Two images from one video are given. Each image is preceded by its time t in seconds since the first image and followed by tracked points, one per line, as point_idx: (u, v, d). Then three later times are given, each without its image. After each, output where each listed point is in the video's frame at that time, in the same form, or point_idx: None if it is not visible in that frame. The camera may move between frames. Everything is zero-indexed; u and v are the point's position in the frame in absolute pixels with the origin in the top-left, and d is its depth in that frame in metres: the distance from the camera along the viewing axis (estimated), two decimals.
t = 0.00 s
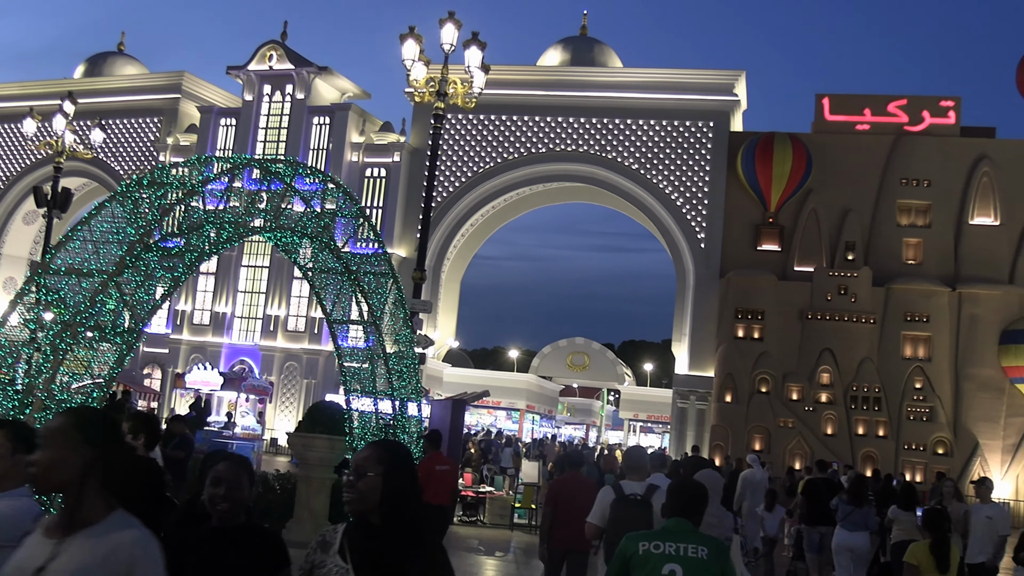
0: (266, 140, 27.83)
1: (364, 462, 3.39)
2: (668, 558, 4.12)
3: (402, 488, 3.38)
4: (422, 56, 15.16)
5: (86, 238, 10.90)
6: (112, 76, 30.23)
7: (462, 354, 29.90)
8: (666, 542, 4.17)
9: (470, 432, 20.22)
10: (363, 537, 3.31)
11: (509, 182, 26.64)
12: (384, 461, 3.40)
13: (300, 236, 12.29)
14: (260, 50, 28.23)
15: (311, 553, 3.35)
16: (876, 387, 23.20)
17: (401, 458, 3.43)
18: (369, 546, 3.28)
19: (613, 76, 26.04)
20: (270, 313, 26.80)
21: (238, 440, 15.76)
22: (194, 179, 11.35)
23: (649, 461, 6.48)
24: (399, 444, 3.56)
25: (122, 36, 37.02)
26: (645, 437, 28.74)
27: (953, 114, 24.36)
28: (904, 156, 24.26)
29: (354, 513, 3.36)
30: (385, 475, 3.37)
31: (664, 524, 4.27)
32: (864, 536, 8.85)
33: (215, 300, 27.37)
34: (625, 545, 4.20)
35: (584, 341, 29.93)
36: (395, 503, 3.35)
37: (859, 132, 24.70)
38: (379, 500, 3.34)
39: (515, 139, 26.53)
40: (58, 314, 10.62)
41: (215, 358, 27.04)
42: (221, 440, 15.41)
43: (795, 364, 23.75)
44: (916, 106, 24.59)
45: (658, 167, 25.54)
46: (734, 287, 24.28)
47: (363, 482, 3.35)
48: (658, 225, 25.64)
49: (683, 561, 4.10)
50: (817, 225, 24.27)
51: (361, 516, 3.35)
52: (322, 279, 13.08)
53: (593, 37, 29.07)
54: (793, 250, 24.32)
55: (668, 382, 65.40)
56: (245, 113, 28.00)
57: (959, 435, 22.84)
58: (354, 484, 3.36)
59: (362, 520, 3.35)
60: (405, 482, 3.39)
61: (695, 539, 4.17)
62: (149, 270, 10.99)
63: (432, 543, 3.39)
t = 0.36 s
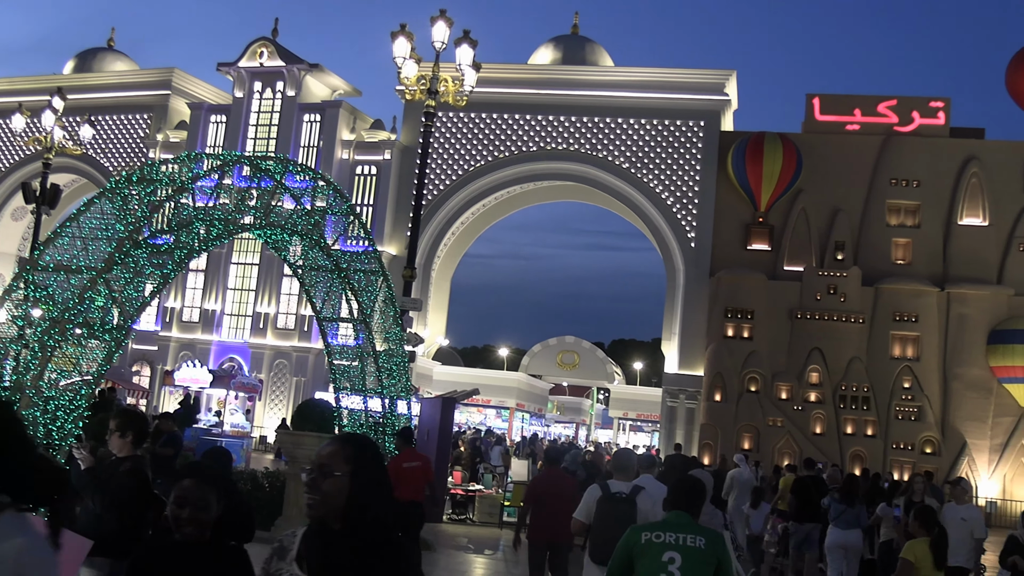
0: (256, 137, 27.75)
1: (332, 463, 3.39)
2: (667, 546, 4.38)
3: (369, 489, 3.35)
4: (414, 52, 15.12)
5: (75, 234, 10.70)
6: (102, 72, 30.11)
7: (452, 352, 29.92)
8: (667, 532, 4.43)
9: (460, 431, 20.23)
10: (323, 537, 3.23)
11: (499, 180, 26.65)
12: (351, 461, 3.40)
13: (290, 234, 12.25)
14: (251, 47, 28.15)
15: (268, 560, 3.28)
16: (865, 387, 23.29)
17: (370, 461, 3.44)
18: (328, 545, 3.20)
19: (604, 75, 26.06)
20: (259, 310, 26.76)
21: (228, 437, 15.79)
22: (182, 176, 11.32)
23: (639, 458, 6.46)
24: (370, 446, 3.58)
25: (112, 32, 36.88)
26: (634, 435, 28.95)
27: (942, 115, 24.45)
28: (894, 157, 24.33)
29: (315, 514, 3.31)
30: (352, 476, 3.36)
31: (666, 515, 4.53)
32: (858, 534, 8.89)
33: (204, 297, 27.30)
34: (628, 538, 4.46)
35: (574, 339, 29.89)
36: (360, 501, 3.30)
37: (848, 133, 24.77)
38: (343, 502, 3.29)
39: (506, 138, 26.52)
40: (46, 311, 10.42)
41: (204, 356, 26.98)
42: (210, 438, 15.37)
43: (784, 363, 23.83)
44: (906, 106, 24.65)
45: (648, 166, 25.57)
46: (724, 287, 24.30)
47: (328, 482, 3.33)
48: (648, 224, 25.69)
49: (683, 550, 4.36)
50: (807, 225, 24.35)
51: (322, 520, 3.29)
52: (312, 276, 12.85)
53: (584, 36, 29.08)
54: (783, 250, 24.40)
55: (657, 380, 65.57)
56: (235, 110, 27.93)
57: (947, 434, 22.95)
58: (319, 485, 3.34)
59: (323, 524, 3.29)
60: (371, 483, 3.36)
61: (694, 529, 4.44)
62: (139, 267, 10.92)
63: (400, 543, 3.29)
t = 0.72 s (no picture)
0: (241, 133, 27.68)
1: (267, 466, 2.87)
2: (654, 540, 4.84)
3: (310, 499, 2.86)
4: (400, 49, 15.08)
5: (58, 230, 10.57)
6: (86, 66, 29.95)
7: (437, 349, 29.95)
8: (653, 526, 4.89)
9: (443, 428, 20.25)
10: (252, 557, 2.74)
11: (485, 177, 26.66)
12: (288, 465, 2.88)
13: (274, 230, 12.25)
14: (236, 42, 28.04)
15: None
16: (848, 385, 23.43)
17: (312, 462, 2.92)
18: (256, 567, 2.72)
19: (590, 72, 26.07)
20: (243, 306, 26.69)
21: (212, 435, 15.76)
22: (167, 171, 11.18)
23: (625, 455, 6.81)
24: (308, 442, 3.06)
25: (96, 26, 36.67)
26: (619, 433, 28.93)
27: (926, 115, 24.53)
28: (879, 156, 24.41)
29: (245, 527, 2.82)
30: (291, 484, 2.86)
31: (652, 511, 4.95)
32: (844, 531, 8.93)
33: (188, 293, 27.20)
34: (619, 531, 4.94)
35: (558, 337, 30.10)
36: (299, 519, 2.82)
37: (833, 132, 24.85)
38: (280, 513, 2.82)
39: (492, 135, 26.51)
40: (28, 306, 10.32)
41: (188, 352, 26.90)
42: (193, 435, 15.30)
43: (768, 361, 23.91)
44: (890, 106, 24.74)
45: (634, 164, 25.59)
46: (709, 285, 24.42)
47: (265, 489, 2.83)
48: (634, 222, 25.70)
49: (669, 544, 4.81)
50: (791, 224, 24.45)
51: (254, 532, 2.81)
52: (297, 273, 12.82)
53: (570, 34, 29.08)
54: (768, 248, 24.46)
55: (642, 378, 65.85)
56: (220, 106, 27.84)
57: (929, 433, 23.06)
58: (252, 491, 2.84)
59: (253, 536, 2.80)
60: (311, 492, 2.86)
61: (678, 523, 4.89)
62: (122, 263, 10.76)
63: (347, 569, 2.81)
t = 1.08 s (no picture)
0: (227, 130, 27.62)
1: (183, 462, 2.67)
2: (639, 528, 4.86)
3: (229, 496, 2.69)
4: (386, 47, 15.06)
5: (43, 227, 10.52)
6: (71, 63, 29.83)
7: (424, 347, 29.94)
8: (639, 515, 4.91)
9: (429, 427, 20.26)
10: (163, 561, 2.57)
11: (471, 175, 26.66)
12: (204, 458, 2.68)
13: (261, 229, 12.08)
14: (222, 39, 27.96)
15: None
16: (834, 382, 23.49)
17: (231, 453, 2.72)
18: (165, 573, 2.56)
19: (577, 70, 26.10)
20: (230, 304, 26.64)
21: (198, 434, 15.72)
22: (153, 169, 11.13)
23: (606, 453, 6.83)
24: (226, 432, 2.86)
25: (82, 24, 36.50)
26: (606, 430, 28.99)
27: (911, 113, 24.63)
28: (864, 154, 24.51)
29: (155, 530, 2.63)
30: (210, 481, 2.67)
31: (639, 502, 4.98)
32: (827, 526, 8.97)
33: (174, 291, 27.13)
34: (606, 520, 4.97)
35: (546, 334, 29.89)
36: (219, 518, 2.65)
37: (819, 130, 24.95)
38: (196, 514, 2.63)
39: (479, 133, 26.51)
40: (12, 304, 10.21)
41: (174, 350, 26.81)
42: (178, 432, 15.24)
43: (755, 358, 23.98)
44: (876, 104, 24.84)
45: (621, 162, 25.64)
46: (695, 282, 24.46)
47: (178, 488, 2.64)
48: (621, 220, 25.75)
49: (654, 531, 4.83)
50: (778, 222, 24.51)
51: (166, 537, 2.63)
52: (283, 271, 12.67)
53: (557, 32, 29.11)
54: (754, 245, 24.50)
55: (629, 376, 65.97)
56: (206, 103, 27.76)
57: (915, 429, 23.15)
58: (164, 490, 2.64)
59: (165, 540, 2.62)
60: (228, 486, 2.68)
61: (663, 513, 4.91)
62: (107, 260, 10.71)
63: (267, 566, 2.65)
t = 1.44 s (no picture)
0: (220, 129, 27.57)
1: (69, 470, 2.62)
2: (634, 526, 4.88)
3: (122, 506, 2.70)
4: (380, 45, 15.06)
5: (34, 225, 10.35)
6: (63, 61, 29.76)
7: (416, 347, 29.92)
8: (634, 514, 4.93)
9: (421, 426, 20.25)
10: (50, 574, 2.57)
11: (464, 174, 26.65)
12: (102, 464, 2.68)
13: (253, 227, 12.10)
14: (215, 37, 27.89)
15: None
16: (826, 382, 23.56)
17: (113, 452, 2.71)
18: None
19: (570, 70, 26.12)
20: (222, 303, 26.59)
21: (190, 432, 15.67)
22: (145, 168, 11.17)
23: (597, 449, 6.87)
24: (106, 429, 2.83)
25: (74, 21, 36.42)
26: (598, 430, 29.07)
27: (903, 115, 24.70)
28: (856, 156, 24.59)
29: (37, 547, 2.58)
30: (100, 493, 2.64)
31: (634, 501, 5.01)
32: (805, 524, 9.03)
33: (166, 290, 27.07)
34: (602, 518, 4.98)
35: (538, 335, 29.94)
36: (107, 527, 2.65)
37: (811, 131, 25.00)
38: (83, 531, 2.61)
39: (471, 132, 26.52)
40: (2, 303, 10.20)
41: (165, 349, 26.75)
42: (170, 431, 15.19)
43: (747, 358, 24.03)
44: (868, 105, 24.90)
45: (614, 162, 25.66)
46: (688, 282, 24.46)
47: (60, 502, 2.59)
48: (613, 220, 25.80)
49: (649, 529, 4.85)
50: (770, 222, 24.55)
51: (50, 558, 2.59)
52: (275, 270, 12.63)
53: (550, 32, 29.14)
54: (746, 246, 24.55)
55: (621, 376, 66.07)
56: (198, 101, 27.72)
57: (905, 429, 23.22)
58: (45, 504, 2.58)
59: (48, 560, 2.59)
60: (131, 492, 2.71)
61: (656, 512, 4.92)
62: (99, 259, 10.64)
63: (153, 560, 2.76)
